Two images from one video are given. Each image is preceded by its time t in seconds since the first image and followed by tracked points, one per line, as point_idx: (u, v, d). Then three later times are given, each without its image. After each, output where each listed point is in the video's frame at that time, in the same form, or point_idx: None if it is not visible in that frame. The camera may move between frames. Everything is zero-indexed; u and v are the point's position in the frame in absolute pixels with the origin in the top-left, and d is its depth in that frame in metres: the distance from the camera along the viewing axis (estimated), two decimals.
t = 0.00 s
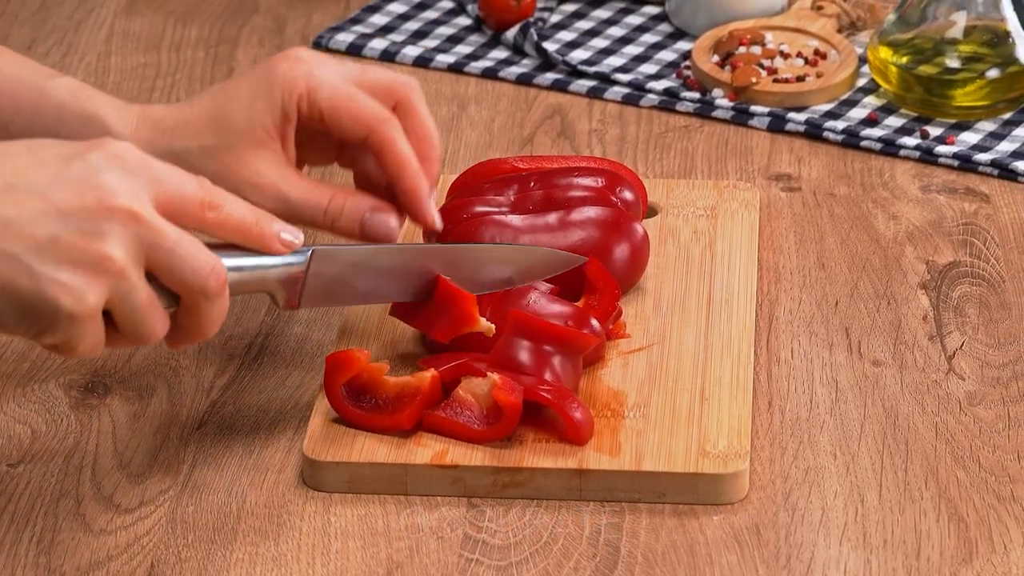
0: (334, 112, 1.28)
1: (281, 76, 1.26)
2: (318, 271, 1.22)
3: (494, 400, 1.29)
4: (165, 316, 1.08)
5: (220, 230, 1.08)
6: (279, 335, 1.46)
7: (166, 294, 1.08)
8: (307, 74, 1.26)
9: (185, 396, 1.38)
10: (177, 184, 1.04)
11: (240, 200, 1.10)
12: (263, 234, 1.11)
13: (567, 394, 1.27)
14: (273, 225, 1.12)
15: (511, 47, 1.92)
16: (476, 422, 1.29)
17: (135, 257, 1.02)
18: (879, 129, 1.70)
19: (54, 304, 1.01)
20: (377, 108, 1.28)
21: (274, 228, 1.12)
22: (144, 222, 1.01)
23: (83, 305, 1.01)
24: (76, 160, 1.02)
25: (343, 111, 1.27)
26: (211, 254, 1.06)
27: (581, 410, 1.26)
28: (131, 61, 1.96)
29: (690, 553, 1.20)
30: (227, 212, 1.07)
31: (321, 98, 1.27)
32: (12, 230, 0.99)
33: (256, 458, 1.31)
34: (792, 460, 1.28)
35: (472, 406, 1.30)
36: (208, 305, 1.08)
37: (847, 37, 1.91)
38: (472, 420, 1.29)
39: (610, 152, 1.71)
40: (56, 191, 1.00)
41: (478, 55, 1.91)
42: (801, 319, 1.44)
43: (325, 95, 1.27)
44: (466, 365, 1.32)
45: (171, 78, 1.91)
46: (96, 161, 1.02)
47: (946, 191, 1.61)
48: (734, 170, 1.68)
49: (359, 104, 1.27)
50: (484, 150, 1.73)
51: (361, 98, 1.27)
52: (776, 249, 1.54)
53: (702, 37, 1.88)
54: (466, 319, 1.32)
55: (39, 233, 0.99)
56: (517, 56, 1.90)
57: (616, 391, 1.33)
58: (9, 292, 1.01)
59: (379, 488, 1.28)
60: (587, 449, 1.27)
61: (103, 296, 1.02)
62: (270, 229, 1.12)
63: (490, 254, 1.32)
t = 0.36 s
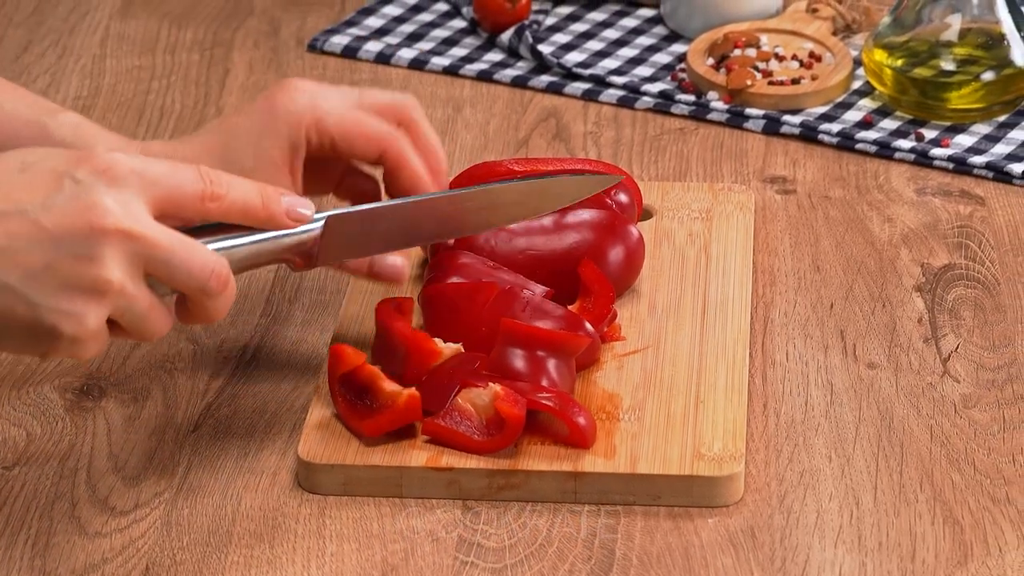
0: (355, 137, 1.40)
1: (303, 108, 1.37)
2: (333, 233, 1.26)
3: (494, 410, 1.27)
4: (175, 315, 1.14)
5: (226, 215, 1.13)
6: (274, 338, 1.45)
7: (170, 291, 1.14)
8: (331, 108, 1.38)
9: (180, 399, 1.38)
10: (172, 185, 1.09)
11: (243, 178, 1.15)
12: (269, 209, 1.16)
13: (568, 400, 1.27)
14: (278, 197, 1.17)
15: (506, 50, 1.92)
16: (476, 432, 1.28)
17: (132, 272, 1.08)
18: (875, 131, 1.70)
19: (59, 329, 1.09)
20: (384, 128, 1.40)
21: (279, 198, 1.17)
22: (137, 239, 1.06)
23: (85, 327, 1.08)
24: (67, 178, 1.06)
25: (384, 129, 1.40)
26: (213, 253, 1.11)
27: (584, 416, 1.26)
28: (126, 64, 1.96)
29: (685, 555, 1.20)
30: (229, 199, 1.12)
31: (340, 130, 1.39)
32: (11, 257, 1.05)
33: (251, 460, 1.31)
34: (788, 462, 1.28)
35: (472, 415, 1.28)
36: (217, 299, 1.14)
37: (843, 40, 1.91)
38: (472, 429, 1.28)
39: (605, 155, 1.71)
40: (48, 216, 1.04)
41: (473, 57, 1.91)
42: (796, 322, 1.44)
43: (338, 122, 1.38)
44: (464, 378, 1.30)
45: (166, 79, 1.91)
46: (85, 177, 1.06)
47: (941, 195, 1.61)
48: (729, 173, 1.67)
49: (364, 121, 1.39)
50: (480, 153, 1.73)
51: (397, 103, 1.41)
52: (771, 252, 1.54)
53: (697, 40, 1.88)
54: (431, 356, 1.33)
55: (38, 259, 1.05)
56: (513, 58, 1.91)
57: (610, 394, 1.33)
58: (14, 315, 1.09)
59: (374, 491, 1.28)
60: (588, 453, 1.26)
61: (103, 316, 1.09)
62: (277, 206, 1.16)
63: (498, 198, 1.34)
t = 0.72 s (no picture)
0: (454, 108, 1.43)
1: (406, 80, 1.42)
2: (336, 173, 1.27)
3: (489, 414, 1.27)
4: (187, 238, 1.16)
5: (232, 143, 1.18)
6: (269, 340, 1.45)
7: (183, 213, 1.16)
8: (439, 84, 1.41)
9: (176, 402, 1.38)
10: (183, 103, 1.13)
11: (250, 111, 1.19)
12: (275, 140, 1.19)
13: (563, 402, 1.27)
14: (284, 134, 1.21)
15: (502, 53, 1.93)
16: (471, 435, 1.28)
17: (148, 179, 1.10)
18: (870, 134, 1.70)
19: (75, 235, 1.11)
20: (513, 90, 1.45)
21: (285, 135, 1.21)
22: (152, 144, 1.09)
23: (102, 232, 1.10)
24: (84, 87, 1.09)
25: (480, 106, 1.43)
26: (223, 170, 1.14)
27: (579, 419, 1.25)
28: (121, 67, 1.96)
29: (681, 558, 1.20)
30: (236, 124, 1.17)
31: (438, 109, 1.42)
32: (28, 161, 1.09)
33: (246, 463, 1.31)
34: (783, 465, 1.28)
35: (467, 418, 1.28)
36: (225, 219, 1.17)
37: (838, 43, 1.91)
38: (467, 432, 1.28)
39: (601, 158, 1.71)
40: (66, 121, 1.08)
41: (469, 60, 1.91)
42: (792, 325, 1.44)
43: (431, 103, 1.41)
44: (459, 381, 1.30)
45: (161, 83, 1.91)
46: (102, 86, 1.10)
47: (936, 197, 1.61)
48: (724, 176, 1.68)
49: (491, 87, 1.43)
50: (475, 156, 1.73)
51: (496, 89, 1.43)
52: (766, 255, 1.54)
53: (692, 43, 1.89)
54: (424, 361, 1.32)
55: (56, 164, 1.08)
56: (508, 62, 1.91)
57: (606, 397, 1.33)
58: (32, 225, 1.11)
59: (369, 494, 1.28)
60: (583, 457, 1.26)
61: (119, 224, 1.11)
62: (283, 139, 1.20)
63: (496, 155, 1.37)
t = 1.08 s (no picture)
0: (503, 78, 1.45)
1: (467, 40, 1.43)
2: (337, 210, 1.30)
3: (485, 416, 1.27)
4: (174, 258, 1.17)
5: (229, 169, 1.16)
6: (265, 343, 1.45)
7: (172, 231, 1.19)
8: (496, 53, 1.43)
9: (171, 404, 1.38)
10: (181, 128, 1.12)
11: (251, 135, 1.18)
12: (272, 168, 1.18)
13: (559, 405, 1.27)
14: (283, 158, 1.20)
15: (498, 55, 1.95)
16: (466, 438, 1.28)
17: (134, 202, 1.10)
18: (865, 137, 1.71)
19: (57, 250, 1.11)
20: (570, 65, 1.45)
21: (284, 160, 1.20)
22: (141, 170, 1.08)
23: (82, 249, 1.11)
24: (80, 108, 1.08)
25: (531, 78, 1.44)
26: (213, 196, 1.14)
27: (574, 421, 1.26)
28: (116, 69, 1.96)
29: (675, 561, 1.20)
30: (235, 151, 1.15)
31: (484, 77, 1.44)
32: (15, 175, 1.08)
33: (241, 466, 1.31)
34: (778, 468, 1.28)
35: (462, 421, 1.28)
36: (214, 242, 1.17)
37: (833, 45, 1.91)
38: (462, 435, 1.28)
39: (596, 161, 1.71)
40: (56, 139, 1.07)
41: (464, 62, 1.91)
42: (787, 327, 1.44)
43: (476, 70, 1.43)
44: (453, 384, 1.29)
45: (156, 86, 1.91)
46: (98, 108, 1.08)
47: (932, 200, 1.61)
48: (719, 178, 1.68)
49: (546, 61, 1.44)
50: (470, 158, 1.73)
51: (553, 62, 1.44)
52: (761, 257, 1.54)
53: (688, 45, 1.89)
54: (419, 363, 1.32)
55: (43, 181, 1.08)
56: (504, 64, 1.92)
57: (601, 400, 1.33)
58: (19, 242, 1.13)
59: (364, 496, 1.28)
60: (578, 459, 1.26)
61: (102, 241, 1.11)
62: (280, 165, 1.19)
63: (505, 195, 1.35)
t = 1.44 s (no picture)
0: (523, 106, 1.50)
1: (502, 53, 1.49)
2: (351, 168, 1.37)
3: (479, 419, 1.27)
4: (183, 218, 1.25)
5: (236, 132, 1.24)
6: (260, 346, 1.45)
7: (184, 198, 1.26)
8: (527, 78, 1.49)
9: (166, 407, 1.38)
10: (180, 92, 1.20)
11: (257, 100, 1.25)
12: (280, 130, 1.25)
13: (554, 408, 1.27)
14: (294, 121, 1.27)
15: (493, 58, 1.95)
16: (461, 440, 1.27)
17: (133, 161, 1.18)
18: (860, 140, 1.71)
19: (64, 209, 1.20)
20: (587, 122, 1.49)
21: (292, 122, 1.26)
22: (136, 128, 1.17)
23: (86, 208, 1.19)
24: (78, 75, 1.18)
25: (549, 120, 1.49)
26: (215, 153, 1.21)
27: (569, 424, 1.25)
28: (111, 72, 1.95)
29: (670, 563, 1.20)
30: (238, 114, 1.22)
31: (507, 94, 1.49)
32: (22, 141, 1.19)
33: (236, 469, 1.31)
34: (773, 471, 1.28)
35: (457, 423, 1.28)
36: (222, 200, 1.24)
37: (828, 49, 1.91)
38: (457, 437, 1.27)
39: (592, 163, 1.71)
40: (55, 106, 1.17)
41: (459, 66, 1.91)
42: (782, 330, 1.44)
43: (502, 86, 1.49)
44: (448, 387, 1.29)
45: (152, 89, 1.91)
46: (95, 74, 1.18)
47: (926, 203, 1.61)
48: (714, 181, 1.68)
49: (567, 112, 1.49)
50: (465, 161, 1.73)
51: (574, 115, 1.49)
52: (756, 260, 1.54)
53: (682, 48, 1.89)
54: (414, 366, 1.32)
55: (45, 144, 1.18)
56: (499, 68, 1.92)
57: (596, 402, 1.33)
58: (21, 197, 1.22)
59: (359, 499, 1.28)
60: (573, 462, 1.26)
61: (107, 201, 1.20)
62: (290, 127, 1.26)
63: (534, 154, 1.42)
